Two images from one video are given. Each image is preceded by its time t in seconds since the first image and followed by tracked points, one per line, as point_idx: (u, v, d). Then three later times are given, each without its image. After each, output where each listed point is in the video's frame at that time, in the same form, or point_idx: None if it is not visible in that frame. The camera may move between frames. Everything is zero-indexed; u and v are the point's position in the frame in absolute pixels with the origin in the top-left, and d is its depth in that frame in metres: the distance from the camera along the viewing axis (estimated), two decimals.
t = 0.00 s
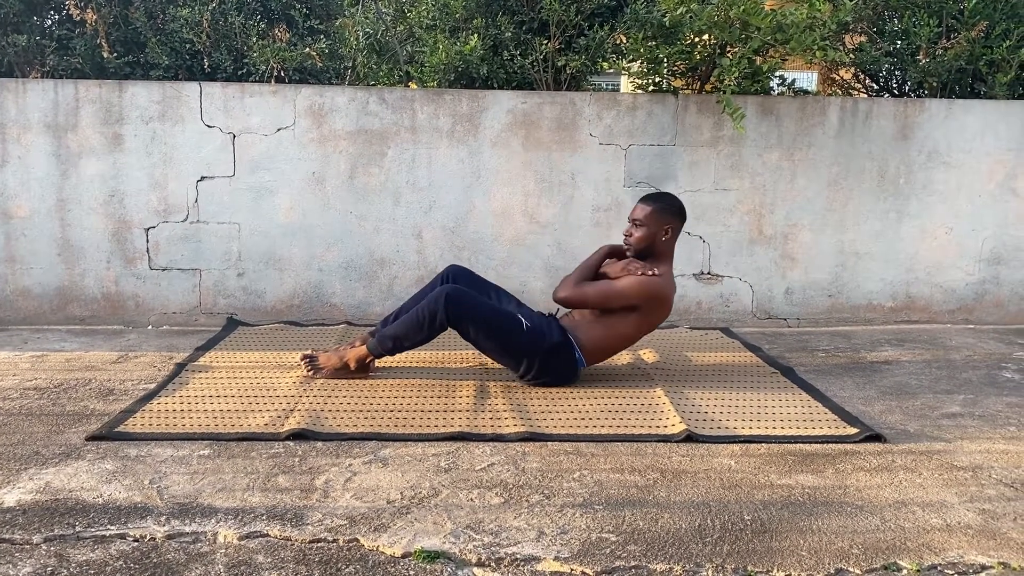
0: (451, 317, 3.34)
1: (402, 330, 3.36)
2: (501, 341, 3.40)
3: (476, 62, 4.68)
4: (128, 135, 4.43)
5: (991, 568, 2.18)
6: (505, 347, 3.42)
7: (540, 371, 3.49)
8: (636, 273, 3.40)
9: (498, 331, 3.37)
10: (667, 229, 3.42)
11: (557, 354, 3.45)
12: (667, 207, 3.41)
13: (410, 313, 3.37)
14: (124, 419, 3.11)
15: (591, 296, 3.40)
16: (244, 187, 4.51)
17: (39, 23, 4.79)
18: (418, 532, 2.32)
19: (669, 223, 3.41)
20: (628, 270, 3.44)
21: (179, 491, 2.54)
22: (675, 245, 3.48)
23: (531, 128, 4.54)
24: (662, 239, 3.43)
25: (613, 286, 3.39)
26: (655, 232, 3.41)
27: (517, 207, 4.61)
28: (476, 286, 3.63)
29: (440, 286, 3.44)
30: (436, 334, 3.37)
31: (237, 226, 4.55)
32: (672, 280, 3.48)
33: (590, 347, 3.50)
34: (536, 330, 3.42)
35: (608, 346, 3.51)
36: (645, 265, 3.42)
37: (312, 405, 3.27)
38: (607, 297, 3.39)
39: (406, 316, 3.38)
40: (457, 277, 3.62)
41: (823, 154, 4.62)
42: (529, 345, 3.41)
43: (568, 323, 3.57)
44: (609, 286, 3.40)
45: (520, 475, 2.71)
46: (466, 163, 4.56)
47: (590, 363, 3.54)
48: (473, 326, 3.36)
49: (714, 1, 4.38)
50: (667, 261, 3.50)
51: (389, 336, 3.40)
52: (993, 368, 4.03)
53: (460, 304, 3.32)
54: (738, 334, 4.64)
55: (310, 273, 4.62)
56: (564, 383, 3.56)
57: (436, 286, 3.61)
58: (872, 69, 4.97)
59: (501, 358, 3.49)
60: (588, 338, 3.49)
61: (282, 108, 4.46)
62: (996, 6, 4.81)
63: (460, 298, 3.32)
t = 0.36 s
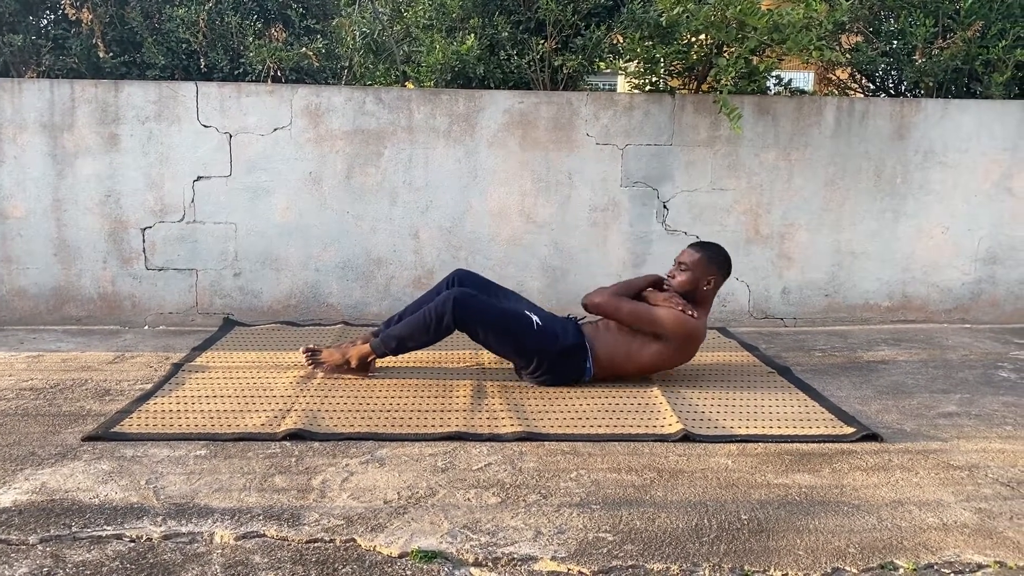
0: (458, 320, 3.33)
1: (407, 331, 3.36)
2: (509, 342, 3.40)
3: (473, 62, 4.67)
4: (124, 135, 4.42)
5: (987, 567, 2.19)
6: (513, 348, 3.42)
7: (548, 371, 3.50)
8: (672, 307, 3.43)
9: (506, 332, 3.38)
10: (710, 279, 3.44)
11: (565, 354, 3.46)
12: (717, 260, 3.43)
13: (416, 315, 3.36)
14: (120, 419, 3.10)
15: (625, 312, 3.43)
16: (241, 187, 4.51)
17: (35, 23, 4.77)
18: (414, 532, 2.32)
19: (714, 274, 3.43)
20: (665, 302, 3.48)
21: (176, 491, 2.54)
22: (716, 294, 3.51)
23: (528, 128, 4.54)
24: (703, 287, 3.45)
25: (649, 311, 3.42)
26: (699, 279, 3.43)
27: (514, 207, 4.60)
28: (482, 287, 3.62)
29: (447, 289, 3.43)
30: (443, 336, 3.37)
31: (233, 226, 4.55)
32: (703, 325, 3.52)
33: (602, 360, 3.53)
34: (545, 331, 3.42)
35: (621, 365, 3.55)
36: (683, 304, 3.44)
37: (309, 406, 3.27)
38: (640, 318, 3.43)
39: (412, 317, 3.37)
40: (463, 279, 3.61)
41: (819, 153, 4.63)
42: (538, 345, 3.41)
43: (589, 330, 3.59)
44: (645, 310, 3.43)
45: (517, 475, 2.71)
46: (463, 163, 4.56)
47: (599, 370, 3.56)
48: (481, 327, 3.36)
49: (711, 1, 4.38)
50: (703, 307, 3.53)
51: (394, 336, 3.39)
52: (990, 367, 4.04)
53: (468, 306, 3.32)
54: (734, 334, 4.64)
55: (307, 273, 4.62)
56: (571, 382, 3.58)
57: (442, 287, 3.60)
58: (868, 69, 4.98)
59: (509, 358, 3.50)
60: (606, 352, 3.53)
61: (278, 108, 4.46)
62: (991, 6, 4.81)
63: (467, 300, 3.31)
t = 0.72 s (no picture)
0: (462, 319, 3.33)
1: (410, 329, 3.36)
2: (513, 340, 3.40)
3: (470, 62, 4.67)
4: (121, 135, 4.42)
5: (983, 566, 2.19)
6: (518, 347, 3.42)
7: (553, 369, 3.50)
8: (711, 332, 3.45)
9: (510, 330, 3.38)
10: (750, 331, 3.52)
11: (570, 353, 3.46)
12: (768, 317, 3.52)
13: (420, 313, 3.37)
14: (117, 419, 3.10)
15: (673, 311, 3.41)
16: (238, 186, 4.51)
17: (32, 22, 4.77)
18: (412, 532, 2.32)
19: (759, 329, 3.51)
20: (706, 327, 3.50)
21: (173, 491, 2.54)
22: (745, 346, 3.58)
23: (525, 128, 4.55)
24: (741, 333, 3.53)
25: (694, 325, 3.42)
26: (744, 325, 3.51)
27: (511, 207, 4.61)
28: (486, 286, 3.62)
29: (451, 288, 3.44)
30: (447, 334, 3.37)
31: (230, 226, 4.54)
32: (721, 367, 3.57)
33: (606, 363, 3.55)
34: (550, 329, 3.42)
35: (626, 369, 3.55)
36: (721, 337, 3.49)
37: (306, 405, 3.27)
38: (681, 326, 3.42)
39: (416, 316, 3.38)
40: (466, 279, 3.61)
41: (816, 153, 4.63)
42: (542, 345, 3.41)
43: (606, 332, 3.61)
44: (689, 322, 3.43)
45: (515, 474, 2.71)
46: (461, 163, 4.56)
47: (603, 371, 3.57)
48: (486, 326, 3.37)
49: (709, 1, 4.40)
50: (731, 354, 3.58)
51: (397, 336, 3.39)
52: (986, 367, 4.05)
53: (472, 304, 3.32)
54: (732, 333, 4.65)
55: (304, 273, 4.62)
56: (576, 380, 3.57)
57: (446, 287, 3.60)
58: (865, 68, 4.99)
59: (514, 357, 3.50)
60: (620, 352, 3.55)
61: (275, 107, 4.46)
62: (988, 6, 4.79)
63: (471, 300, 3.32)
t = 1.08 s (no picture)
0: (457, 310, 3.35)
1: (404, 320, 3.36)
2: (507, 334, 3.41)
3: (468, 60, 4.67)
4: (119, 133, 4.41)
5: (981, 564, 2.20)
6: (511, 341, 3.43)
7: (545, 367, 3.50)
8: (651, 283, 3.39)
9: (504, 324, 3.39)
10: (680, 250, 3.44)
11: (563, 350, 3.47)
12: (681, 229, 3.43)
13: (415, 304, 3.37)
14: (115, 418, 3.09)
15: (605, 294, 3.37)
16: (236, 185, 4.50)
17: (29, 21, 4.76)
18: (410, 530, 2.32)
19: (682, 243, 3.43)
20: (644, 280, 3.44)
21: (171, 490, 2.54)
22: (688, 267, 3.50)
23: (524, 126, 4.54)
24: (675, 259, 3.45)
25: (631, 292, 3.37)
26: (669, 253, 3.43)
27: (510, 206, 4.61)
28: (482, 280, 3.63)
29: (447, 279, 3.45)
30: (440, 326, 3.37)
31: (228, 225, 4.54)
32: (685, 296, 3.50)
33: (598, 353, 3.54)
34: (544, 325, 3.44)
35: (616, 355, 3.54)
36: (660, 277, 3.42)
37: (304, 404, 3.27)
38: (623, 299, 3.37)
39: (411, 306, 3.38)
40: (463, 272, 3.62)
41: (815, 152, 4.64)
42: (536, 340, 3.42)
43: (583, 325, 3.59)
44: (624, 292, 3.38)
45: (513, 473, 2.71)
46: (459, 162, 4.55)
47: (596, 364, 3.56)
48: (480, 318, 3.38)
49: None
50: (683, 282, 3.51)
51: (389, 325, 3.39)
52: (984, 365, 4.05)
53: (468, 296, 3.33)
54: (730, 332, 4.65)
55: (302, 272, 4.61)
56: (568, 380, 3.57)
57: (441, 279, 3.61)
58: (863, 67, 5.00)
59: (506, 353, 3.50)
60: (601, 344, 3.53)
61: (273, 106, 4.45)
62: (987, 5, 4.78)
63: (468, 290, 3.33)
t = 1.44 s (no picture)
0: (453, 311, 3.35)
1: (402, 324, 3.36)
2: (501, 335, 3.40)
3: (468, 59, 4.67)
4: (118, 132, 4.41)
5: (980, 562, 2.20)
6: (505, 342, 3.43)
7: (540, 368, 3.49)
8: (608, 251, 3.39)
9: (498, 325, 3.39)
10: (627, 207, 3.46)
11: (557, 350, 3.46)
12: (622, 185, 3.44)
13: (412, 307, 3.37)
14: (115, 417, 3.09)
15: (567, 277, 3.35)
16: (235, 184, 4.50)
17: (28, 19, 4.76)
18: (410, 529, 2.32)
19: (627, 201, 3.46)
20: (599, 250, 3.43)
21: (170, 489, 2.53)
22: (639, 224, 3.52)
23: (523, 125, 4.54)
24: (624, 217, 3.46)
25: (590, 266, 3.35)
26: (616, 212, 3.45)
27: (509, 204, 4.60)
28: (477, 281, 3.62)
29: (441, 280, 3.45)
30: (437, 328, 3.38)
31: (227, 224, 4.54)
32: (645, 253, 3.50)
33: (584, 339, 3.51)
34: (539, 325, 3.44)
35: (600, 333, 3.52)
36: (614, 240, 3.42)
37: (304, 403, 3.27)
38: (587, 277, 3.35)
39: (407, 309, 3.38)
40: (458, 273, 3.62)
41: (814, 151, 4.64)
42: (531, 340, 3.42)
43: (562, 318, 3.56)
44: (582, 269, 3.35)
45: (513, 472, 2.71)
46: (458, 160, 4.55)
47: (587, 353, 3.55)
48: (474, 320, 3.38)
49: None
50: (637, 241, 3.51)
51: (388, 331, 3.39)
52: (983, 364, 4.05)
53: (464, 297, 3.34)
54: (729, 330, 4.65)
55: (301, 271, 4.61)
56: (563, 380, 3.57)
57: (435, 280, 3.61)
58: (862, 66, 5.01)
59: (501, 355, 3.50)
60: (582, 328, 3.50)
61: (272, 104, 4.45)
62: (986, 4, 4.78)
63: (463, 291, 3.33)
